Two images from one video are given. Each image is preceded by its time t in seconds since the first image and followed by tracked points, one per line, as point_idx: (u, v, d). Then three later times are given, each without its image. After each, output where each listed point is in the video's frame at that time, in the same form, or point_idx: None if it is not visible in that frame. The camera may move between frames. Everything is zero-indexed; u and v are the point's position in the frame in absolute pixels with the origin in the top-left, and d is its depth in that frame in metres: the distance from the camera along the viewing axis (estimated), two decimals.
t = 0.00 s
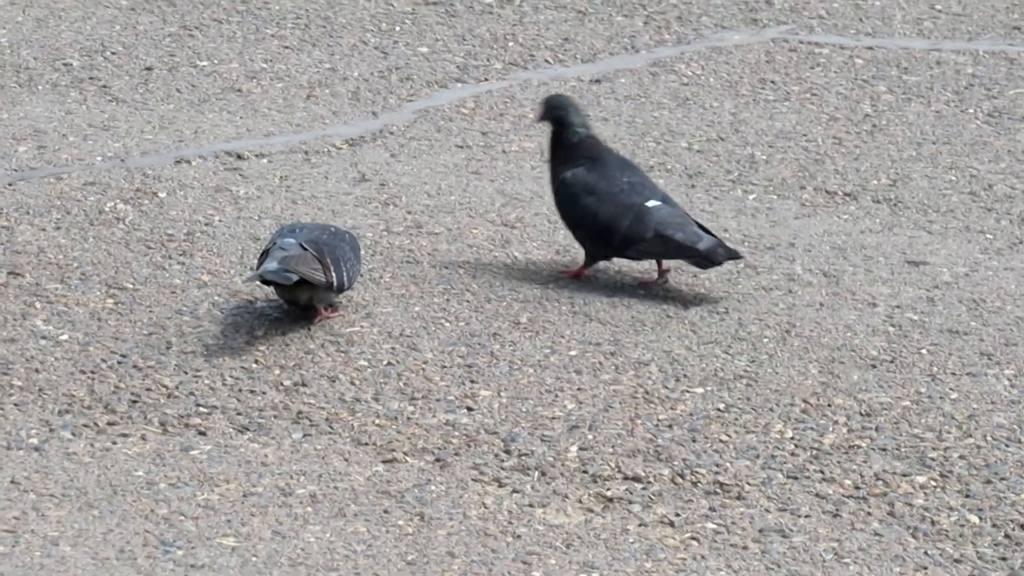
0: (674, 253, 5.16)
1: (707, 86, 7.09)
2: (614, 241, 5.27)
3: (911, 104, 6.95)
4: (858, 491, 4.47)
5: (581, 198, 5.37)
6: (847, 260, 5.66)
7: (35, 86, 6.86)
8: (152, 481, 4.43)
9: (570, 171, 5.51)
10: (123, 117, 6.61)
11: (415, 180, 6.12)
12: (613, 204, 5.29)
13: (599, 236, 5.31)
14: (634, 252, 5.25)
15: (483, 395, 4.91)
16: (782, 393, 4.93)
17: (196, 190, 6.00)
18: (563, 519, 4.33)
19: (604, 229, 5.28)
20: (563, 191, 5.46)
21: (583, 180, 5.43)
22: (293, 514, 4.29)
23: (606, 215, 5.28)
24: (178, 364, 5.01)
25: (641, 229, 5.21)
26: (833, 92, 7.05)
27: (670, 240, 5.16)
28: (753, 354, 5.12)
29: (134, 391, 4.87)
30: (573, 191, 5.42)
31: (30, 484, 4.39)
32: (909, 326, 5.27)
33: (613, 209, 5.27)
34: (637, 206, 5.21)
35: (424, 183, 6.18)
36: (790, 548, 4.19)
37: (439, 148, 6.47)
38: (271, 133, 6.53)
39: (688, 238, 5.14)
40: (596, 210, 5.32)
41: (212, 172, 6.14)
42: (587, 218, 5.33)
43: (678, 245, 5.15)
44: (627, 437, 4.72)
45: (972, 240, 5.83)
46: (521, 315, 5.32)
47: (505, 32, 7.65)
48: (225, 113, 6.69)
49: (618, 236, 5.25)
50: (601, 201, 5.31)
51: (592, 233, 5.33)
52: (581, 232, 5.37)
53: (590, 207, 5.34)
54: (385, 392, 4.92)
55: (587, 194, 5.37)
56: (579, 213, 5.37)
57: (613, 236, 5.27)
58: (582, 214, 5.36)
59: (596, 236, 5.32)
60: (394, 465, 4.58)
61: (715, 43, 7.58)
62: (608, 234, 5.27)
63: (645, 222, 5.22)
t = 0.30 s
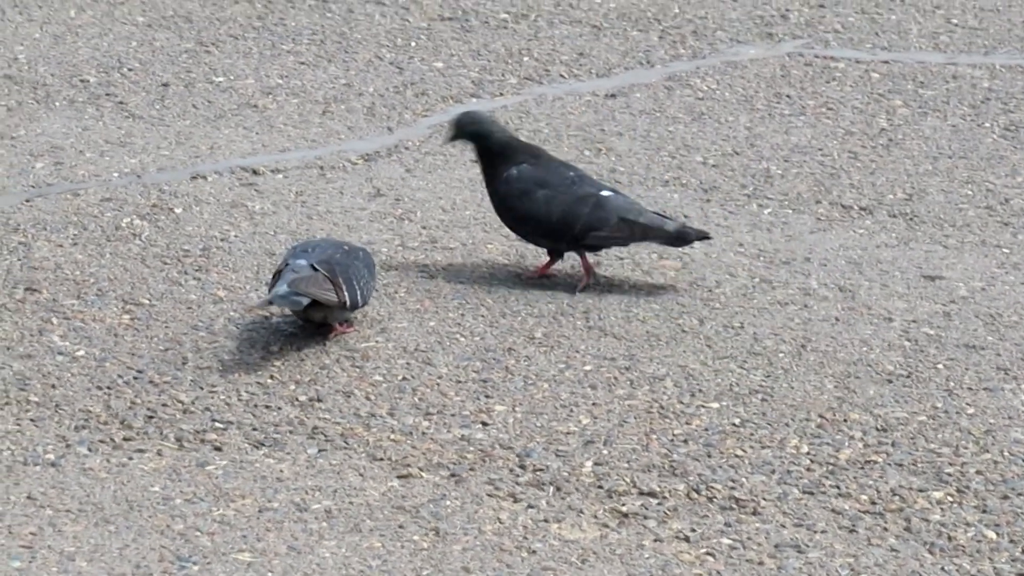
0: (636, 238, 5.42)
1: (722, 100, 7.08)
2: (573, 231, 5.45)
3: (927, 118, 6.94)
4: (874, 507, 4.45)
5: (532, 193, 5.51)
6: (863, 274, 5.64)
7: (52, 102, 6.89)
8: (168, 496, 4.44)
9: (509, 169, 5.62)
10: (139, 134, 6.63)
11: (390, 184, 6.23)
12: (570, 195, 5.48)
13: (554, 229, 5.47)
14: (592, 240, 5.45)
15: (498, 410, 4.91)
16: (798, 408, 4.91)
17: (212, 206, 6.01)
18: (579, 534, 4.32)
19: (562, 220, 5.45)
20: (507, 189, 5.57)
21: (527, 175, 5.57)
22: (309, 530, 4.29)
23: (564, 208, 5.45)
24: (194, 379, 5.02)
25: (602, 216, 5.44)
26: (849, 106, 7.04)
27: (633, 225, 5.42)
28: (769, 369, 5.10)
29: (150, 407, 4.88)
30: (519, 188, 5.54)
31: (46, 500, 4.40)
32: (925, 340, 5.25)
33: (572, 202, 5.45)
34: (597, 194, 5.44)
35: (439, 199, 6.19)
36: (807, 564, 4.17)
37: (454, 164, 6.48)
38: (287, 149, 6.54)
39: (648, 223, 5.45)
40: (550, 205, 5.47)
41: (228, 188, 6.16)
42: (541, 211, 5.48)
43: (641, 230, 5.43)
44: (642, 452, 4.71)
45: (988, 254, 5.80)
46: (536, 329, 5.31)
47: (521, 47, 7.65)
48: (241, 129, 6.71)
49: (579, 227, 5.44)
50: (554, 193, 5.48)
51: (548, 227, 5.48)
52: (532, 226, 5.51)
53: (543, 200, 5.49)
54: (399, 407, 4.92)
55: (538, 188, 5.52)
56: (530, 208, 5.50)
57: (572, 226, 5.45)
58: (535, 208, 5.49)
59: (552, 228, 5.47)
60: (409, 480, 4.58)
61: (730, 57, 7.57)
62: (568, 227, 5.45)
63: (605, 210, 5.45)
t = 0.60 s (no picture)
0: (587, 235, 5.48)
1: (739, 110, 7.08)
2: (522, 236, 5.50)
3: (945, 128, 6.92)
4: (892, 517, 4.45)
5: (476, 203, 5.53)
6: (881, 285, 5.64)
7: (70, 113, 6.90)
8: (186, 506, 4.45)
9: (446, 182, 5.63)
10: (157, 144, 6.65)
11: (386, 192, 6.25)
12: (515, 200, 5.52)
13: (502, 236, 5.50)
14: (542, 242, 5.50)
15: (516, 420, 4.91)
16: (816, 418, 4.92)
17: (230, 217, 6.02)
18: (596, 544, 4.32)
19: (509, 226, 5.49)
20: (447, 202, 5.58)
21: (466, 186, 5.59)
22: (327, 539, 4.30)
23: (510, 214, 5.48)
24: (212, 390, 5.03)
25: (549, 217, 5.49)
26: (866, 116, 7.03)
27: (581, 224, 5.48)
28: (787, 379, 5.10)
29: (168, 417, 4.89)
30: (459, 200, 5.56)
31: (65, 509, 4.41)
32: (944, 350, 5.25)
33: (515, 207, 5.48)
34: (541, 197, 5.49)
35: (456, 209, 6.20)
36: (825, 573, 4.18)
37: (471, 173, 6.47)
38: (304, 159, 6.55)
39: (598, 220, 5.51)
40: (494, 213, 5.50)
41: (246, 198, 6.17)
42: (486, 220, 5.50)
43: (591, 227, 5.49)
44: (660, 462, 4.71)
45: (1007, 264, 5.79)
46: (553, 339, 5.31)
47: (538, 57, 7.64)
48: (259, 139, 6.71)
49: (527, 231, 5.48)
50: (497, 201, 5.51)
51: (495, 236, 5.51)
52: (477, 237, 5.54)
53: (487, 209, 5.53)
54: (417, 417, 4.93)
55: (482, 197, 5.54)
56: (474, 219, 5.53)
57: (519, 231, 5.49)
58: (480, 218, 5.51)
59: (500, 237, 5.51)
60: (427, 490, 4.59)
61: (747, 67, 7.56)
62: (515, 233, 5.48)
63: (552, 212, 5.50)
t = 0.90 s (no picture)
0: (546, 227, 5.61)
1: (760, 117, 7.06)
2: (484, 231, 5.55)
3: (967, 135, 6.89)
4: (914, 525, 4.44)
5: (436, 202, 5.52)
6: (902, 292, 5.63)
7: (92, 121, 6.91)
8: (208, 513, 4.46)
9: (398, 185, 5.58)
10: (178, 152, 6.65)
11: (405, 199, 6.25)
12: (475, 196, 5.57)
13: (463, 233, 5.53)
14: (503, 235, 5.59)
15: (536, 428, 4.91)
16: (837, 426, 4.91)
17: (250, 225, 6.02)
18: (618, 552, 4.32)
19: (471, 222, 5.53)
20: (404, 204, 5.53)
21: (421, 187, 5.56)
22: (348, 547, 4.31)
23: (472, 210, 5.53)
24: (233, 397, 5.04)
25: (509, 210, 5.58)
26: (888, 123, 7.01)
27: (541, 214, 5.61)
28: (808, 387, 5.10)
29: (189, 425, 4.90)
30: (417, 201, 5.53)
31: (87, 517, 4.42)
32: (965, 357, 5.24)
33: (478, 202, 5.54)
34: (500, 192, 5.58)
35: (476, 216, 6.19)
36: None
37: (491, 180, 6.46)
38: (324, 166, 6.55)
39: (554, 210, 5.67)
40: (456, 209, 5.52)
41: (266, 206, 6.17)
42: (448, 218, 5.51)
43: (548, 218, 5.66)
44: (681, 470, 4.71)
45: None
46: (574, 347, 5.31)
47: (558, 64, 7.62)
48: (279, 147, 6.72)
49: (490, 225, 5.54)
50: (455, 198, 5.55)
51: (456, 232, 5.52)
52: (436, 236, 5.53)
53: (445, 207, 5.53)
54: (438, 425, 4.93)
55: (441, 196, 5.55)
56: (433, 218, 5.52)
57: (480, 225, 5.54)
58: (443, 216, 5.51)
59: (461, 234, 5.53)
60: (448, 498, 4.59)
61: (769, 74, 7.52)
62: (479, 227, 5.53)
63: (511, 205, 5.61)
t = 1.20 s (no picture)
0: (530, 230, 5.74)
1: (786, 123, 7.05)
2: (473, 239, 5.62)
3: (994, 140, 6.84)
4: (941, 530, 4.43)
5: (424, 214, 5.53)
6: (928, 298, 5.62)
7: (117, 127, 6.93)
8: (233, 519, 4.47)
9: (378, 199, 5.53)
10: (203, 158, 6.66)
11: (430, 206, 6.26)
12: (460, 205, 5.63)
13: (452, 242, 5.58)
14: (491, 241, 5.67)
15: (562, 434, 4.91)
16: (863, 432, 4.90)
17: (276, 230, 6.03)
18: (643, 557, 4.32)
19: (460, 231, 5.59)
20: (390, 218, 5.50)
21: (404, 199, 5.55)
22: (373, 552, 4.31)
23: (460, 219, 5.59)
24: (258, 403, 5.04)
25: (495, 217, 5.67)
26: (914, 128, 6.99)
27: (525, 218, 5.73)
28: (834, 393, 5.09)
29: (215, 430, 4.91)
30: (402, 214, 5.51)
31: (113, 522, 4.44)
32: (992, 363, 5.22)
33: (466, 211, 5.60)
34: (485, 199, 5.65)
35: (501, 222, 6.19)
36: None
37: (517, 186, 6.46)
38: (349, 172, 6.55)
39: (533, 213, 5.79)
40: (445, 220, 5.56)
41: (292, 212, 6.18)
42: (437, 229, 5.55)
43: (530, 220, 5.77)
44: (707, 476, 4.71)
45: None
46: (599, 352, 5.31)
47: (583, 69, 7.61)
48: (304, 152, 6.72)
49: (479, 233, 5.62)
50: (441, 208, 5.59)
51: (446, 243, 5.57)
52: (424, 246, 5.55)
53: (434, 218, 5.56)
54: (463, 430, 4.93)
55: (427, 206, 5.57)
56: (423, 230, 5.53)
57: (469, 234, 5.61)
58: (432, 227, 5.54)
59: (451, 243, 5.58)
60: (473, 503, 4.59)
61: (794, 80, 7.51)
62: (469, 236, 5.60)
63: (495, 210, 5.69)
